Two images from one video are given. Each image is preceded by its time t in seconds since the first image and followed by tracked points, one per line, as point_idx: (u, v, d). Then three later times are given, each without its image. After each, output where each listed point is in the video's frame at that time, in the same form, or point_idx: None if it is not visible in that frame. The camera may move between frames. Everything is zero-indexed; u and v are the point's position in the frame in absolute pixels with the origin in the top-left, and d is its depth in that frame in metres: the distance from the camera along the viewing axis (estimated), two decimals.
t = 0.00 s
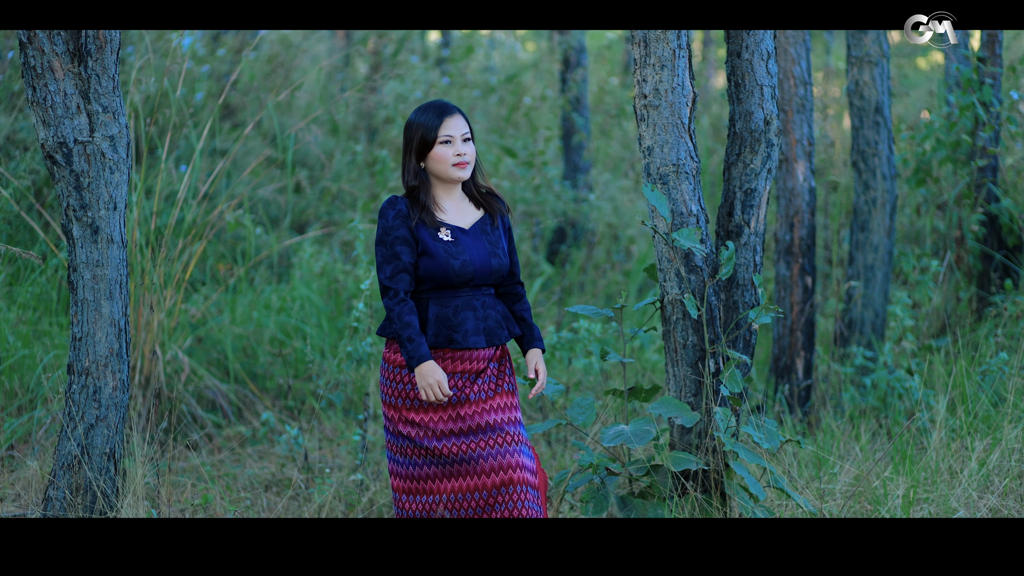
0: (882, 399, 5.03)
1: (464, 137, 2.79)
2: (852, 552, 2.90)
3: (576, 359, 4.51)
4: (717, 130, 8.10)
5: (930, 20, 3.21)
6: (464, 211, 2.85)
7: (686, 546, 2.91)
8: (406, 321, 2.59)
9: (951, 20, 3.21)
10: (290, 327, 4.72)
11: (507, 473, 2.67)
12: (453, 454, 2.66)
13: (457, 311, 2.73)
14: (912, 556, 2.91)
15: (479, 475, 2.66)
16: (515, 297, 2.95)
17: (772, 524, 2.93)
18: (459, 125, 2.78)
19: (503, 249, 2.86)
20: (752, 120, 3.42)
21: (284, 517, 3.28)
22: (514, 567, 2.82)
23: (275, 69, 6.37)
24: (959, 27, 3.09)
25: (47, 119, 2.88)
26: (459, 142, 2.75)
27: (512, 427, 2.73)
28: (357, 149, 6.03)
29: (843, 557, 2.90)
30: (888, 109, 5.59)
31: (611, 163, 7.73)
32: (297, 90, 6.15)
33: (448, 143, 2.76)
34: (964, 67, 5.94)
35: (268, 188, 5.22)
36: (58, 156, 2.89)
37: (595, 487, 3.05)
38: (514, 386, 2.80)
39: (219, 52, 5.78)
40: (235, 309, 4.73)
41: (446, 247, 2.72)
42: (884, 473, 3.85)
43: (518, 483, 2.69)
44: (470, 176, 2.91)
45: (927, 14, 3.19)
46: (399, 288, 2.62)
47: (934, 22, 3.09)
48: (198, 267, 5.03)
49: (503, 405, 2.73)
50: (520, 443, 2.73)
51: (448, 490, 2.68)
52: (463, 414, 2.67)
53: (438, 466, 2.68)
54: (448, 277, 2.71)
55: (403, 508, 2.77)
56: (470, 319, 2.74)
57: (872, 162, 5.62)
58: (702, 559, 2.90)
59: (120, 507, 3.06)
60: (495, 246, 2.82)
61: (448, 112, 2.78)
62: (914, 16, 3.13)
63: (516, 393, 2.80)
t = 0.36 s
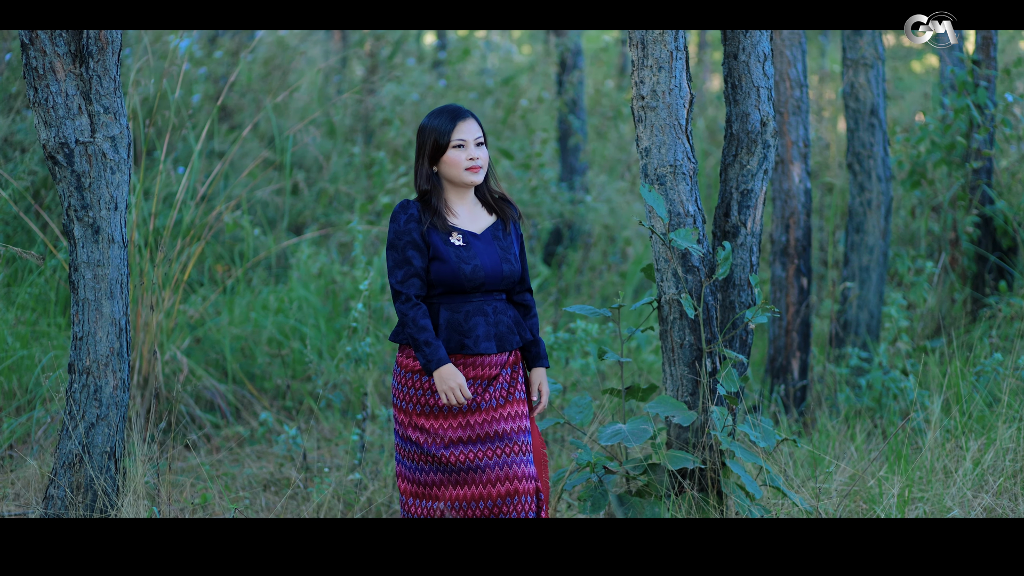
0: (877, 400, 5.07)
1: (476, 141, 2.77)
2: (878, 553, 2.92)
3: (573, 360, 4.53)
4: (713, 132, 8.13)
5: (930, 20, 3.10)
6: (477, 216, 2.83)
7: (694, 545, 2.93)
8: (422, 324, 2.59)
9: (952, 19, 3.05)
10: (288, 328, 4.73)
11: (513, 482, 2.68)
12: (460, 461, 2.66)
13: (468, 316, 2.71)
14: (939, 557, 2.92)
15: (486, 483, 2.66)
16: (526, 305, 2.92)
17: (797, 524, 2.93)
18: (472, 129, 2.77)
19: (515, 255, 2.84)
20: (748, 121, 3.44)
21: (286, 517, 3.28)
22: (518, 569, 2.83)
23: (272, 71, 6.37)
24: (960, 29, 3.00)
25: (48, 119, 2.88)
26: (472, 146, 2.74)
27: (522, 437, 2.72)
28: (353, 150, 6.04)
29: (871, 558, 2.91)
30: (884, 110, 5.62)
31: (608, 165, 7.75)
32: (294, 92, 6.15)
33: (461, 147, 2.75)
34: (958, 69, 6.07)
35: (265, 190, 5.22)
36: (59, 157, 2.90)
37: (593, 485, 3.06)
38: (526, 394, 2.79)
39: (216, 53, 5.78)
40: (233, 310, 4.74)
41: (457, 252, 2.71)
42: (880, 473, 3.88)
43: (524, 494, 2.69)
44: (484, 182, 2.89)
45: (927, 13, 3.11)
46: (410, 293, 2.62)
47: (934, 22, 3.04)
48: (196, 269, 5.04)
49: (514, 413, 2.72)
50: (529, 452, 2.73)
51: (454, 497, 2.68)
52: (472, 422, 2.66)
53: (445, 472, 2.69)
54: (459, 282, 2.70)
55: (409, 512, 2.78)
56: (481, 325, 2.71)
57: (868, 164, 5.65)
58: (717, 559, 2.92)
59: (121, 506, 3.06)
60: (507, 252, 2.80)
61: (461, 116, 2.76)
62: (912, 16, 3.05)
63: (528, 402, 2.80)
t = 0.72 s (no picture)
0: (868, 402, 5.08)
1: (492, 143, 2.79)
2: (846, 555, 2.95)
3: (567, 362, 4.57)
4: (704, 136, 8.18)
5: (930, 21, 3.18)
6: (492, 220, 2.85)
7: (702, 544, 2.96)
8: (432, 330, 2.64)
9: (950, 19, 3.12)
10: (281, 331, 4.73)
11: (529, 487, 2.72)
12: (477, 467, 2.71)
13: (479, 319, 2.74)
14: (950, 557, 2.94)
15: (502, 489, 2.72)
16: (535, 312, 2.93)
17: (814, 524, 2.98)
18: (486, 131, 2.78)
19: (529, 259, 2.85)
20: (740, 124, 3.49)
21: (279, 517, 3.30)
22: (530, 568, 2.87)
23: (265, 75, 6.38)
24: (959, 29, 3.07)
25: (45, 122, 2.89)
26: (486, 148, 2.75)
27: (538, 441, 2.76)
28: (347, 154, 6.06)
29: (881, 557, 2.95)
30: (874, 114, 5.68)
31: (600, 169, 7.80)
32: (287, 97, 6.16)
33: (476, 149, 2.76)
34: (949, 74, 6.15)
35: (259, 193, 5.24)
36: (56, 159, 2.91)
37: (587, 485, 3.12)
38: (544, 396, 2.81)
39: (209, 58, 5.79)
40: (227, 314, 4.74)
41: (470, 254, 2.73)
42: (870, 473, 3.92)
43: (539, 499, 2.74)
44: (501, 186, 2.91)
45: (927, 14, 3.18)
46: (422, 296, 2.66)
47: (934, 23, 3.10)
48: (189, 272, 5.04)
49: (531, 417, 2.75)
50: (544, 455, 2.77)
51: (470, 501, 2.74)
52: (489, 427, 2.70)
53: (462, 477, 2.74)
54: (470, 284, 2.72)
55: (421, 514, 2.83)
56: (493, 327, 2.74)
57: (858, 168, 5.71)
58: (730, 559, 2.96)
59: (118, 507, 3.08)
60: (521, 256, 2.81)
61: (475, 118, 2.79)
62: (912, 17, 3.11)
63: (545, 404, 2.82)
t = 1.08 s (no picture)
0: (855, 407, 5.17)
1: (500, 144, 2.82)
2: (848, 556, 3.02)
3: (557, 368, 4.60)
4: (692, 144, 8.23)
5: (930, 20, 3.37)
6: (500, 220, 2.87)
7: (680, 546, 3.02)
8: (432, 336, 2.65)
9: (951, 20, 3.20)
10: (271, 337, 4.74)
11: (544, 487, 2.75)
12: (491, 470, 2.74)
13: (489, 320, 2.74)
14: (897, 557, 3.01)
15: (518, 491, 2.74)
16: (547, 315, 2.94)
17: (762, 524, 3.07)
18: (494, 132, 2.81)
19: (537, 259, 2.87)
20: (729, 130, 3.54)
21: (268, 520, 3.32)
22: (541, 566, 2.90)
23: (255, 81, 6.38)
24: (958, 28, 3.22)
25: (38, 128, 2.91)
26: (495, 149, 2.78)
27: (553, 441, 2.78)
28: (337, 161, 6.07)
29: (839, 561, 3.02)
30: (862, 121, 5.74)
31: (588, 175, 7.84)
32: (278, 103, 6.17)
33: (484, 150, 2.79)
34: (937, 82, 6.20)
35: (250, 200, 5.24)
36: (49, 165, 2.92)
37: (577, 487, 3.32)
38: (559, 394, 2.82)
39: (200, 64, 5.79)
40: (217, 320, 4.74)
41: (478, 253, 2.74)
42: (859, 478, 3.97)
43: (554, 498, 2.78)
44: (509, 188, 2.94)
45: (928, 14, 3.35)
46: (427, 300, 2.66)
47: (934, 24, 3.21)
48: (180, 279, 5.04)
49: (546, 417, 2.76)
50: (556, 455, 2.77)
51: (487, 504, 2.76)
52: (503, 429, 2.73)
53: (477, 481, 2.75)
54: (479, 283, 2.72)
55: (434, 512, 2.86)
56: (504, 327, 2.74)
57: (846, 174, 5.77)
58: (694, 558, 3.03)
59: (109, 511, 3.09)
60: (530, 256, 2.83)
61: (482, 121, 2.82)
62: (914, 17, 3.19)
63: (560, 402, 2.83)
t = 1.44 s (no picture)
0: (839, 414, 5.29)
1: (500, 150, 2.84)
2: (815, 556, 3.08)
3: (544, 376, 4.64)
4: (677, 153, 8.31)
5: (930, 21, 3.35)
6: (498, 225, 2.91)
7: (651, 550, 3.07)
8: (423, 340, 2.67)
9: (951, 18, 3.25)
10: (258, 345, 4.74)
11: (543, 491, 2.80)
12: (497, 472, 2.73)
13: (487, 324, 2.77)
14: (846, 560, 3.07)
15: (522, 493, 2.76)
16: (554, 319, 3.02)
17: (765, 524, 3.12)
18: (494, 137, 2.84)
19: (536, 263, 2.89)
20: (714, 138, 3.64)
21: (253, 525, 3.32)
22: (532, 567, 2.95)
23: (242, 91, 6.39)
24: (957, 28, 3.23)
25: (27, 136, 2.92)
26: (494, 154, 2.81)
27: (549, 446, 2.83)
28: (323, 170, 6.09)
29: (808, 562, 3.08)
30: (846, 130, 5.83)
31: (574, 184, 7.89)
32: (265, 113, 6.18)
33: (483, 155, 2.82)
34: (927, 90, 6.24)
35: (238, 209, 5.25)
36: (37, 174, 2.93)
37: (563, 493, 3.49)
38: (556, 398, 2.88)
39: (186, 74, 5.80)
40: (203, 329, 4.75)
41: (474, 257, 2.77)
42: (843, 484, 4.04)
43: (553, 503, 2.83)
44: (508, 192, 2.97)
45: (927, 14, 3.35)
46: (420, 304, 2.69)
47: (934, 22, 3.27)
48: (166, 288, 5.04)
49: (545, 420, 2.82)
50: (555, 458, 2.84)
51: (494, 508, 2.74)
52: (508, 431, 2.74)
53: (481, 484, 2.74)
54: (475, 287, 2.75)
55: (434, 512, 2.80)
56: (501, 331, 2.77)
57: (830, 183, 5.85)
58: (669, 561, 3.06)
59: (97, 518, 3.11)
60: (527, 260, 2.85)
61: (483, 125, 2.83)
62: (915, 16, 3.25)
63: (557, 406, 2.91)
